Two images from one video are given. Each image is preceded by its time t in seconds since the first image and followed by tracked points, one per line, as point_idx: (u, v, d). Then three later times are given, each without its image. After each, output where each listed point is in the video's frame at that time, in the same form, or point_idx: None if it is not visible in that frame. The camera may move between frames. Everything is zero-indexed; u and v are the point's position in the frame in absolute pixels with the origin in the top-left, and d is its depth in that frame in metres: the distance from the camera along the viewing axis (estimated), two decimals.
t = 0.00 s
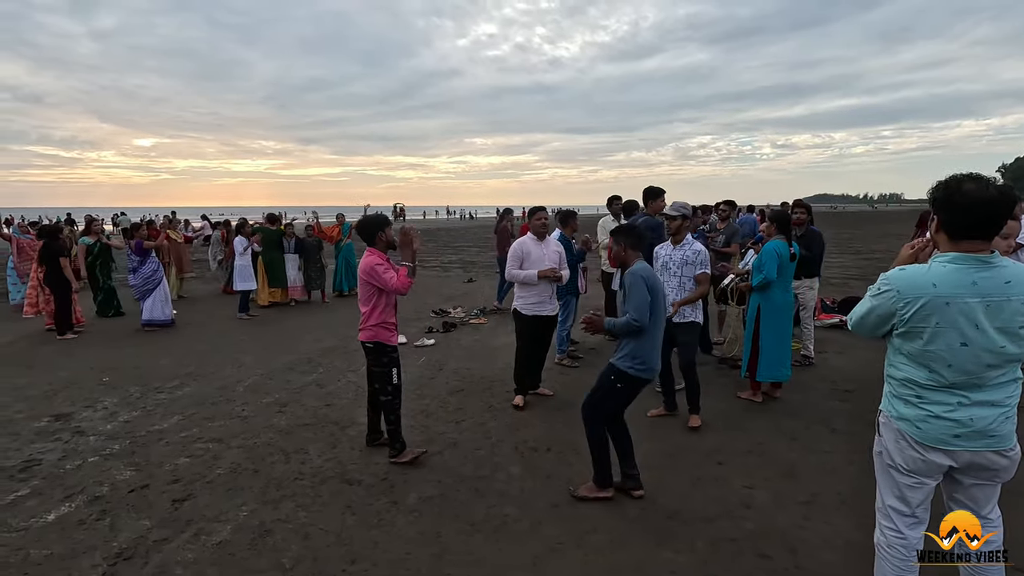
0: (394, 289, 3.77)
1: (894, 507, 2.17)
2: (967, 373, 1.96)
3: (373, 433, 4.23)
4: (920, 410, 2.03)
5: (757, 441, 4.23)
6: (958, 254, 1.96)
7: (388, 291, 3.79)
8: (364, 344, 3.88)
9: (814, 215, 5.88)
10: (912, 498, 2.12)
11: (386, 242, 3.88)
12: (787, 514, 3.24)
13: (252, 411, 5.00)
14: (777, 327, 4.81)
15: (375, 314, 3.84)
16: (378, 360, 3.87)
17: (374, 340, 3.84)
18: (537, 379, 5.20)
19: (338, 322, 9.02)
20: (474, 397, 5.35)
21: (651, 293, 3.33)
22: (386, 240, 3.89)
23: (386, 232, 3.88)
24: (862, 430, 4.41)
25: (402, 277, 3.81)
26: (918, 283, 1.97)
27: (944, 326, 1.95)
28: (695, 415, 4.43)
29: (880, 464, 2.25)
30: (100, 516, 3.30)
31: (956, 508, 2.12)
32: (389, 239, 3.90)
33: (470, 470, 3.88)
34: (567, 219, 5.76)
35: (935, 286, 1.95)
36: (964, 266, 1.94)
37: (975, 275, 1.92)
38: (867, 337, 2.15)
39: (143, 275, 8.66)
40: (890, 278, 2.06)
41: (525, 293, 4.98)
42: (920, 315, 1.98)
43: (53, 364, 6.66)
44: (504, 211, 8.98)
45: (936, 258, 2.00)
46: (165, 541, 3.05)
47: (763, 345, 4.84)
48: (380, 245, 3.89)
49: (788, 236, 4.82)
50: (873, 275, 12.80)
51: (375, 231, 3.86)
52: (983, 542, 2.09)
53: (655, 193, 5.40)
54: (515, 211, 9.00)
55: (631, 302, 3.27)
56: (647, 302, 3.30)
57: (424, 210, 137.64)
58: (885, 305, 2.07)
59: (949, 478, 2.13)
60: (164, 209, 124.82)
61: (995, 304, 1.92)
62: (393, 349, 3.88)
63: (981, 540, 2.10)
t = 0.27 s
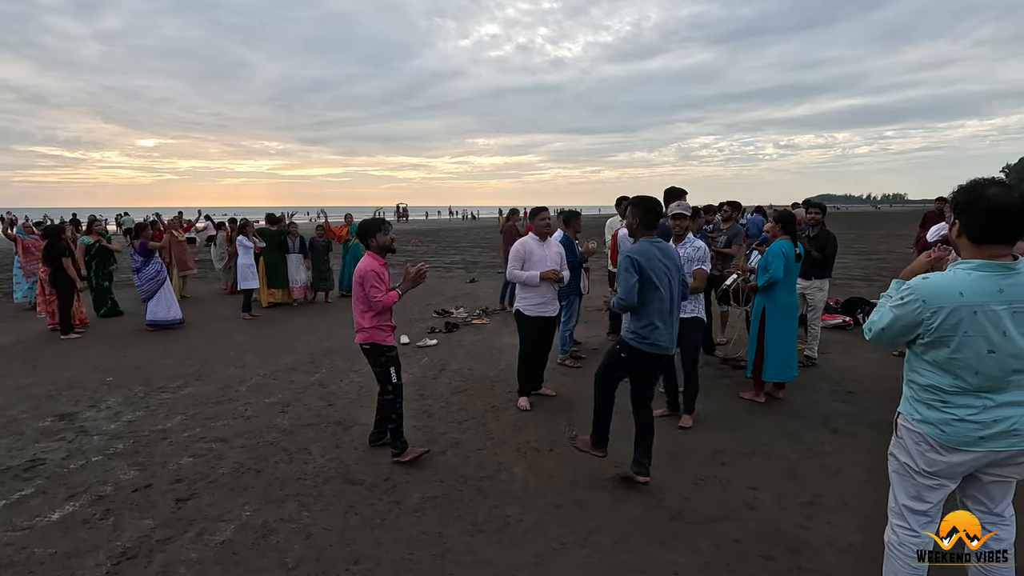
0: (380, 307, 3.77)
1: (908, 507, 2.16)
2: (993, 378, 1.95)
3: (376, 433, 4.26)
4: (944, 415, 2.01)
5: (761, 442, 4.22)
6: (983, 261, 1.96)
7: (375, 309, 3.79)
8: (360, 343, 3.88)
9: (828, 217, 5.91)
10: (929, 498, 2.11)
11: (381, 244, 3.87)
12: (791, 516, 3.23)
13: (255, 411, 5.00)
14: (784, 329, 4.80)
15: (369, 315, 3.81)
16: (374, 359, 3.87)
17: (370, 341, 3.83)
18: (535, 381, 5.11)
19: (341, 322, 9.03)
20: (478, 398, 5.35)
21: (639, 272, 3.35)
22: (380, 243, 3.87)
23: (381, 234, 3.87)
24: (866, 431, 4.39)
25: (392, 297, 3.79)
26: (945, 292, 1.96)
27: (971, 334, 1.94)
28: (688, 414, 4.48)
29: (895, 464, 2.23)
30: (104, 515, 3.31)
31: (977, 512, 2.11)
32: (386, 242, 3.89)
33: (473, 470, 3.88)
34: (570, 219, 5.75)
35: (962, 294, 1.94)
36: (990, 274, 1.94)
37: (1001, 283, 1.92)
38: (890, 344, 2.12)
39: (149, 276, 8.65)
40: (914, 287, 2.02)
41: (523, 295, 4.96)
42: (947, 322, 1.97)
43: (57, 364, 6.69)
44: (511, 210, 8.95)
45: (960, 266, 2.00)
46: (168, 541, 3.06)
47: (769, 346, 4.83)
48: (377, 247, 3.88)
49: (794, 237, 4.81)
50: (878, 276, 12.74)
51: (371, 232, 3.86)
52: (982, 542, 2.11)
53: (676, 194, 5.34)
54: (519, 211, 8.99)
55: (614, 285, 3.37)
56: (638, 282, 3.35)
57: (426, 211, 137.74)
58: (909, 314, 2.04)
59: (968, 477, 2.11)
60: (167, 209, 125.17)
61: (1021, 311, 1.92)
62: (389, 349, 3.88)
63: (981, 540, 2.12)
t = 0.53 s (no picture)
0: (384, 294, 3.76)
1: (916, 509, 2.15)
2: (1005, 379, 1.95)
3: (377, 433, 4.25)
4: (956, 417, 2.01)
5: (765, 443, 4.21)
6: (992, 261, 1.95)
7: (378, 295, 3.79)
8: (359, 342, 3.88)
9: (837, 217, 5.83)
10: (938, 501, 2.10)
11: (376, 242, 3.84)
12: (794, 517, 3.22)
13: (257, 411, 5.01)
14: (787, 329, 4.79)
15: (368, 312, 3.83)
16: (371, 357, 3.86)
17: (368, 339, 3.84)
18: (537, 382, 5.10)
19: (343, 322, 9.04)
20: (480, 398, 5.36)
21: (641, 303, 3.31)
22: (373, 241, 3.85)
23: (374, 232, 3.85)
24: (869, 431, 4.38)
25: (393, 283, 3.78)
26: (956, 293, 1.95)
27: (983, 335, 1.93)
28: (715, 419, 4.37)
29: (905, 467, 2.22)
30: (108, 514, 3.31)
31: (992, 519, 2.10)
32: (378, 238, 3.87)
33: (475, 470, 3.88)
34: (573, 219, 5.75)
35: (974, 295, 1.93)
36: (1001, 274, 1.93)
37: (1013, 283, 1.91)
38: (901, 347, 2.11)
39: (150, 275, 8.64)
40: (925, 287, 2.02)
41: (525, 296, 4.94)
42: (959, 324, 1.96)
43: (61, 363, 6.71)
44: (515, 210, 8.95)
45: (970, 265, 1.99)
46: (171, 540, 3.06)
47: (773, 346, 4.82)
48: (369, 244, 3.86)
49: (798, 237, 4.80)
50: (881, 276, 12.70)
51: (365, 230, 3.85)
52: (982, 542, 2.13)
53: (699, 201, 5.36)
54: (522, 211, 8.99)
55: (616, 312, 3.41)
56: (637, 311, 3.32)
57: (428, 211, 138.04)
58: (920, 315, 2.03)
59: (980, 480, 2.10)
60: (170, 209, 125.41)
61: None
62: (388, 347, 3.88)
63: (980, 539, 2.14)
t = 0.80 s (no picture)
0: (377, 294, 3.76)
1: (914, 513, 2.15)
2: (996, 376, 1.93)
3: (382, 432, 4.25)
4: (948, 415, 2.00)
5: (767, 443, 4.20)
6: (984, 257, 1.94)
7: (372, 295, 3.79)
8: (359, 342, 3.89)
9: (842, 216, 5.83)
10: (934, 503, 2.09)
11: (372, 243, 3.84)
12: (797, 517, 3.22)
13: (259, 411, 5.01)
14: (788, 330, 4.78)
15: (365, 313, 3.83)
16: (371, 358, 3.87)
17: (366, 340, 3.85)
18: (542, 381, 5.16)
19: (345, 322, 9.05)
20: (482, 398, 5.35)
21: (645, 283, 3.30)
22: (371, 242, 3.86)
23: (373, 233, 3.85)
24: (872, 432, 4.37)
25: (387, 282, 3.76)
26: (945, 287, 1.95)
27: (973, 330, 1.92)
28: (722, 424, 4.33)
29: (901, 469, 2.22)
30: (111, 514, 3.32)
31: (992, 523, 2.08)
32: (377, 239, 3.87)
33: (477, 470, 3.88)
34: (574, 219, 5.75)
35: (964, 290, 1.92)
36: (992, 269, 1.91)
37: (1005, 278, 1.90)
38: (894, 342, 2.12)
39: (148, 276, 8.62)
40: (916, 281, 2.03)
41: (525, 298, 4.93)
42: (948, 319, 1.96)
43: (64, 363, 6.73)
44: (517, 210, 8.95)
45: (963, 261, 1.98)
46: (174, 540, 3.07)
47: (775, 345, 4.81)
48: (369, 245, 3.87)
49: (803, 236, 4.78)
50: (884, 276, 12.67)
51: (366, 230, 3.86)
52: (982, 542, 2.12)
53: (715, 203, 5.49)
54: (524, 211, 8.98)
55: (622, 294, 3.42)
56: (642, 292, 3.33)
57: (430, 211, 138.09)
58: (912, 310, 2.04)
59: (975, 481, 2.09)
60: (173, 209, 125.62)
61: None
62: (387, 349, 3.87)
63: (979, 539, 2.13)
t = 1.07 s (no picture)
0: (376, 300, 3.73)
1: (902, 512, 2.15)
2: (976, 376, 1.92)
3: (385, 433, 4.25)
4: (927, 414, 2.01)
5: (770, 444, 4.20)
6: (965, 255, 1.93)
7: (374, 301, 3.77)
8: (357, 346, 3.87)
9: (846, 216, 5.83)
10: (919, 502, 2.09)
11: (364, 249, 3.81)
12: (799, 518, 3.21)
13: (262, 411, 5.02)
14: (788, 332, 4.77)
15: (367, 318, 3.82)
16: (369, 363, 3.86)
17: (365, 345, 3.83)
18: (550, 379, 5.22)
19: (348, 323, 9.06)
20: (485, 398, 5.35)
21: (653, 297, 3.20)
22: (364, 247, 3.83)
23: (365, 238, 3.82)
24: (875, 433, 4.36)
25: (388, 290, 3.75)
26: (925, 283, 1.96)
27: (951, 327, 1.92)
28: (725, 425, 4.32)
29: (889, 469, 2.23)
30: (114, 514, 3.33)
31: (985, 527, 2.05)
32: (367, 245, 3.83)
33: (479, 471, 3.88)
34: (576, 220, 5.74)
35: (943, 286, 1.92)
36: (973, 266, 1.90)
37: (985, 275, 1.89)
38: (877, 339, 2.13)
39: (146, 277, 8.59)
40: (900, 277, 2.04)
41: (526, 301, 4.94)
42: (927, 316, 1.96)
43: (68, 363, 6.74)
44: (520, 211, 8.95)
45: (945, 258, 1.97)
46: (177, 539, 3.07)
47: (777, 346, 4.80)
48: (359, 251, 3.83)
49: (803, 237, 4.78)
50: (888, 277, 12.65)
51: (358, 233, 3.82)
52: (983, 542, 2.07)
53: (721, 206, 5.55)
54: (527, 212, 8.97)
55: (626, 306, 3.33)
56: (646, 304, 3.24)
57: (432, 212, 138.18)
58: (893, 306, 2.05)
59: (961, 483, 2.09)
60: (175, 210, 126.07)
61: (1006, 305, 1.88)
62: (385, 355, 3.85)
63: (981, 539, 2.08)
